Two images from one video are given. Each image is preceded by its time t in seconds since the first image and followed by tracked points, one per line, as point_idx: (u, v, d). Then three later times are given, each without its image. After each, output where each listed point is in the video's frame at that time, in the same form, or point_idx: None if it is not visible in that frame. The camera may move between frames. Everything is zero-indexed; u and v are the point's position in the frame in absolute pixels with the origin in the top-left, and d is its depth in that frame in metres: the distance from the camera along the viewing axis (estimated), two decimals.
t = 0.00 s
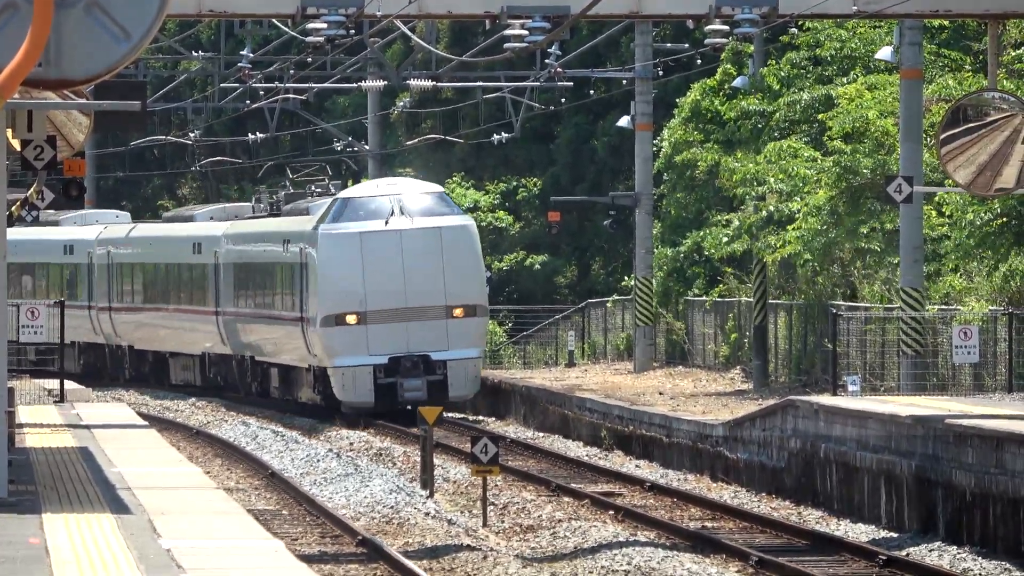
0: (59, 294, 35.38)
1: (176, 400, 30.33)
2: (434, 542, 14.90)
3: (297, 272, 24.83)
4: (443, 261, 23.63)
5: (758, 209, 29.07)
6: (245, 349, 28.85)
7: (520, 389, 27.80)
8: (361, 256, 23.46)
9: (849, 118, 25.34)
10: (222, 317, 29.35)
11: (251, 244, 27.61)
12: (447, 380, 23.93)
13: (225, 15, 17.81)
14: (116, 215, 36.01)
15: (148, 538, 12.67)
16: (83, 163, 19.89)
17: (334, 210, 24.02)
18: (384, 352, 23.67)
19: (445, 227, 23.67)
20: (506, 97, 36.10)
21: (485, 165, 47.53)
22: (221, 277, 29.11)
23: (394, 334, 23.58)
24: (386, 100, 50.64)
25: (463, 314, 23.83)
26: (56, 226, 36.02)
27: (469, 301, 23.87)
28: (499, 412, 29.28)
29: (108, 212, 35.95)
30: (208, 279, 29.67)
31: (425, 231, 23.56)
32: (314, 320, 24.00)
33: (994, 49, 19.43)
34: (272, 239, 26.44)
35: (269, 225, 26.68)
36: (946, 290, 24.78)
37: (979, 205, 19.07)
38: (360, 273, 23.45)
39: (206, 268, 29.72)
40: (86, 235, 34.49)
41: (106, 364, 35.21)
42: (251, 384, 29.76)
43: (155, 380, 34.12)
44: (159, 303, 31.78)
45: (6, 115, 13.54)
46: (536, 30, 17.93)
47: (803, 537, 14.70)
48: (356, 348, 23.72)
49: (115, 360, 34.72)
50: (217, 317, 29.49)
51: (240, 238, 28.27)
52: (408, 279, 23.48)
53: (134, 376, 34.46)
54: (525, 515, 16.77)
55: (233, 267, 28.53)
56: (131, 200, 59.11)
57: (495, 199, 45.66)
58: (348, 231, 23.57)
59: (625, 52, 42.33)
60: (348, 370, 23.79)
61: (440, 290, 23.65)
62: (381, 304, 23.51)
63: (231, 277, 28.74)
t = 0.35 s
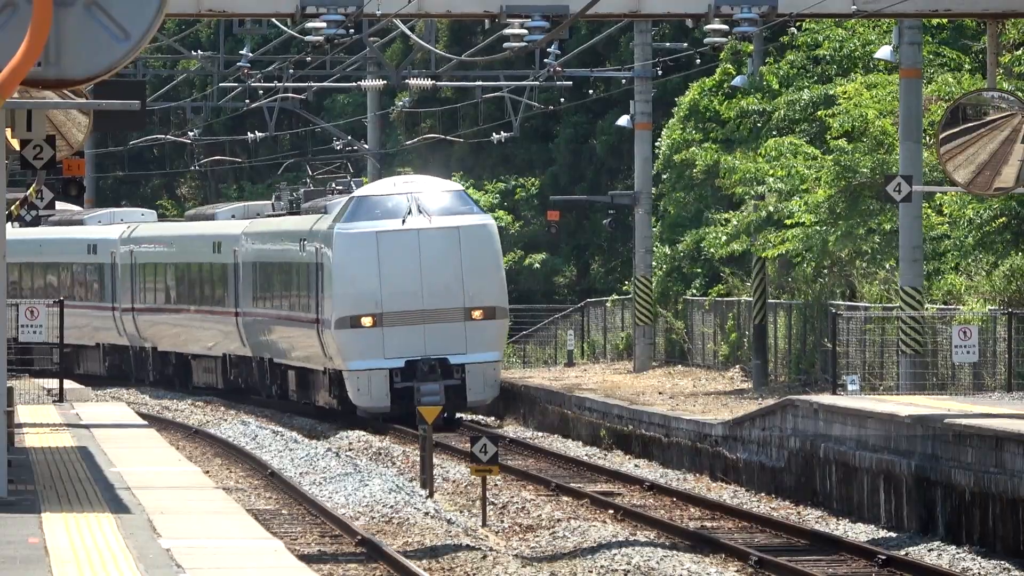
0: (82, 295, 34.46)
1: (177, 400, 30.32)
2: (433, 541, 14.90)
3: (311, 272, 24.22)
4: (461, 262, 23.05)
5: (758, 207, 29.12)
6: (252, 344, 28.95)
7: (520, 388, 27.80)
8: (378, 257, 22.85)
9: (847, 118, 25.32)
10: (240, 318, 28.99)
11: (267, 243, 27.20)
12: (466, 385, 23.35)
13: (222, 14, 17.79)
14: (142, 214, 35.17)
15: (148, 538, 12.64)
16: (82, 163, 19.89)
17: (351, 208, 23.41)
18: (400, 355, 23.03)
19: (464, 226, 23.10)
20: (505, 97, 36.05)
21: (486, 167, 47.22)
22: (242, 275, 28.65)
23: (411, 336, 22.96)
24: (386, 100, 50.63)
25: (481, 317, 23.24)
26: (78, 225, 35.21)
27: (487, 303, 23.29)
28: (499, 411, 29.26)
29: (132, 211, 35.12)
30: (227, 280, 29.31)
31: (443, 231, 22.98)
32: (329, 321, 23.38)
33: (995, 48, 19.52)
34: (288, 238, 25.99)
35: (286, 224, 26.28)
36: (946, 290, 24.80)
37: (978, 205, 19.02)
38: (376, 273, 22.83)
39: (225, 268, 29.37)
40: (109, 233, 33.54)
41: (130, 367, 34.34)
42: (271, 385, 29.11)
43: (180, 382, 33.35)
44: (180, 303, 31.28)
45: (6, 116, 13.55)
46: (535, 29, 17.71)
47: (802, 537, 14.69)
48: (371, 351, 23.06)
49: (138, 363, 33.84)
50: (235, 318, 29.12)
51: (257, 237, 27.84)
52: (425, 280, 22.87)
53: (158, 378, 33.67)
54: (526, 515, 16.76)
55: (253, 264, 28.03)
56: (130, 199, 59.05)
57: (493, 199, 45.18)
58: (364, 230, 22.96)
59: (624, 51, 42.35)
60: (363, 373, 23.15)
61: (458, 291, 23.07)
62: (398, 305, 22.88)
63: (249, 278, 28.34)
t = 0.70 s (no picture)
0: (107, 294, 33.81)
1: (177, 398, 30.34)
2: (434, 539, 14.90)
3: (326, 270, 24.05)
4: (479, 258, 23.10)
5: (758, 203, 29.10)
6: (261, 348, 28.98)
7: (520, 386, 27.81)
8: (395, 253, 22.81)
9: (848, 115, 25.23)
10: (259, 318, 28.35)
11: (286, 241, 26.64)
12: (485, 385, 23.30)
13: (223, 11, 17.71)
14: (169, 211, 34.42)
15: (149, 537, 12.59)
16: (82, 161, 19.89)
17: (366, 203, 23.30)
18: (418, 355, 22.92)
19: (483, 222, 23.15)
20: (505, 94, 36.02)
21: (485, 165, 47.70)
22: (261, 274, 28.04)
23: (429, 335, 22.90)
24: (386, 98, 50.62)
25: (500, 315, 23.29)
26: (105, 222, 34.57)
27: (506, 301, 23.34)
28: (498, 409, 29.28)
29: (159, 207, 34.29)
30: (247, 279, 28.70)
31: (462, 227, 23.02)
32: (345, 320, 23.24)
33: (997, 47, 19.56)
34: (305, 236, 25.56)
35: (303, 222, 25.90)
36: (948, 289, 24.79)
37: (979, 203, 18.99)
38: (394, 270, 22.78)
39: (245, 266, 28.77)
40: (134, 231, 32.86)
41: (154, 368, 33.62)
42: (289, 386, 28.37)
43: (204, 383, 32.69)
44: (202, 304, 30.66)
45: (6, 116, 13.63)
46: (535, 27, 17.62)
47: (803, 536, 14.69)
48: (388, 351, 22.92)
49: (163, 363, 33.09)
50: (255, 318, 28.48)
51: (278, 235, 27.21)
52: (444, 277, 22.90)
53: (182, 378, 32.99)
54: (525, 513, 16.76)
55: (271, 263, 27.45)
56: (131, 197, 59.03)
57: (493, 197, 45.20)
58: (382, 226, 22.88)
59: (624, 49, 42.34)
60: (379, 374, 22.96)
61: (477, 289, 23.12)
62: (416, 303, 22.86)
63: (269, 277, 27.70)
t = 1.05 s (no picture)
0: (129, 294, 33.21)
1: (177, 398, 30.34)
2: (434, 539, 14.90)
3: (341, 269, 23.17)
4: (499, 259, 22.13)
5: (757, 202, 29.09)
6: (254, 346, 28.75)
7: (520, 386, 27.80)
8: (411, 253, 21.89)
9: (848, 114, 25.24)
10: (279, 319, 27.23)
11: (305, 240, 25.64)
12: (502, 391, 22.36)
13: (224, 11, 17.73)
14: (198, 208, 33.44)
15: (150, 537, 12.61)
16: (82, 162, 19.87)
17: (383, 201, 22.41)
18: (435, 359, 21.97)
19: (502, 222, 22.17)
20: (506, 93, 36.01)
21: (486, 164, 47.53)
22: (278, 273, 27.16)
23: (446, 338, 21.96)
24: (386, 97, 50.59)
25: (520, 318, 22.33)
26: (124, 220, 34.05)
27: (526, 303, 22.37)
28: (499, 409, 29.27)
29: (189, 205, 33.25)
30: (267, 278, 27.62)
31: (481, 227, 22.06)
32: (359, 322, 22.33)
33: (996, 46, 19.59)
34: (322, 235, 24.69)
35: (320, 219, 25.02)
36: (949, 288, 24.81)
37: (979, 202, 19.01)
38: (410, 271, 21.88)
39: (264, 266, 27.69)
40: (158, 232, 32.18)
41: (179, 369, 32.84)
42: (309, 389, 27.18)
43: (228, 386, 31.51)
44: (223, 304, 29.63)
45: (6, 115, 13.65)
46: (535, 26, 17.63)
47: (803, 535, 14.69)
48: (404, 354, 22.00)
49: (188, 364, 32.28)
50: (275, 319, 27.37)
51: (295, 232, 26.27)
52: (462, 278, 21.95)
53: (207, 380, 32.13)
54: (525, 513, 16.76)
55: (287, 262, 26.59)
56: (129, 197, 59.03)
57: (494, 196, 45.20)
58: (398, 224, 21.97)
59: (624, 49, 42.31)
60: (395, 378, 22.05)
61: (495, 291, 22.16)
62: (433, 305, 21.93)
63: (288, 276, 26.64)
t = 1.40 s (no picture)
0: (150, 295, 32.62)
1: (179, 400, 30.37)
2: (436, 540, 14.90)
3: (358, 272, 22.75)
4: (520, 261, 21.62)
5: (759, 204, 29.08)
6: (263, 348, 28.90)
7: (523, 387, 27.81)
8: (429, 254, 21.45)
9: (851, 116, 25.02)
10: (299, 322, 26.73)
11: (324, 240, 25.14)
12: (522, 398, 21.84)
13: (225, 12, 17.65)
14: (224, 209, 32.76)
15: (152, 537, 12.63)
16: (84, 163, 19.88)
17: (402, 201, 22.00)
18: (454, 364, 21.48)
19: (523, 222, 21.70)
20: (506, 95, 36.01)
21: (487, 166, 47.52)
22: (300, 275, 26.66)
23: (464, 342, 21.46)
24: (387, 99, 50.59)
25: (542, 323, 21.78)
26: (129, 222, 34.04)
27: (548, 307, 21.84)
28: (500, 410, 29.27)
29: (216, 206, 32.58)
30: (288, 281, 27.13)
31: (501, 227, 21.60)
32: (376, 326, 21.88)
33: (997, 47, 19.62)
34: (341, 234, 24.14)
35: (338, 220, 24.50)
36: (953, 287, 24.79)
37: (981, 203, 18.99)
38: (428, 272, 21.42)
39: (284, 267, 27.22)
40: (183, 233, 31.66)
41: (203, 374, 32.23)
42: (329, 394, 26.75)
43: (252, 391, 30.90)
44: (241, 306, 29.22)
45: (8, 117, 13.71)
46: (536, 28, 17.63)
47: (806, 536, 14.69)
48: (421, 358, 21.51)
49: (211, 368, 31.64)
50: (293, 322, 26.95)
51: (317, 233, 25.72)
52: (482, 280, 21.46)
53: (231, 385, 31.46)
54: (527, 514, 16.77)
55: (310, 264, 26.07)
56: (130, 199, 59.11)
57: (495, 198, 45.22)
58: (416, 224, 21.55)
59: (625, 50, 42.31)
60: (412, 382, 21.56)
61: (516, 294, 21.63)
62: (451, 308, 21.45)
63: (307, 278, 26.20)
